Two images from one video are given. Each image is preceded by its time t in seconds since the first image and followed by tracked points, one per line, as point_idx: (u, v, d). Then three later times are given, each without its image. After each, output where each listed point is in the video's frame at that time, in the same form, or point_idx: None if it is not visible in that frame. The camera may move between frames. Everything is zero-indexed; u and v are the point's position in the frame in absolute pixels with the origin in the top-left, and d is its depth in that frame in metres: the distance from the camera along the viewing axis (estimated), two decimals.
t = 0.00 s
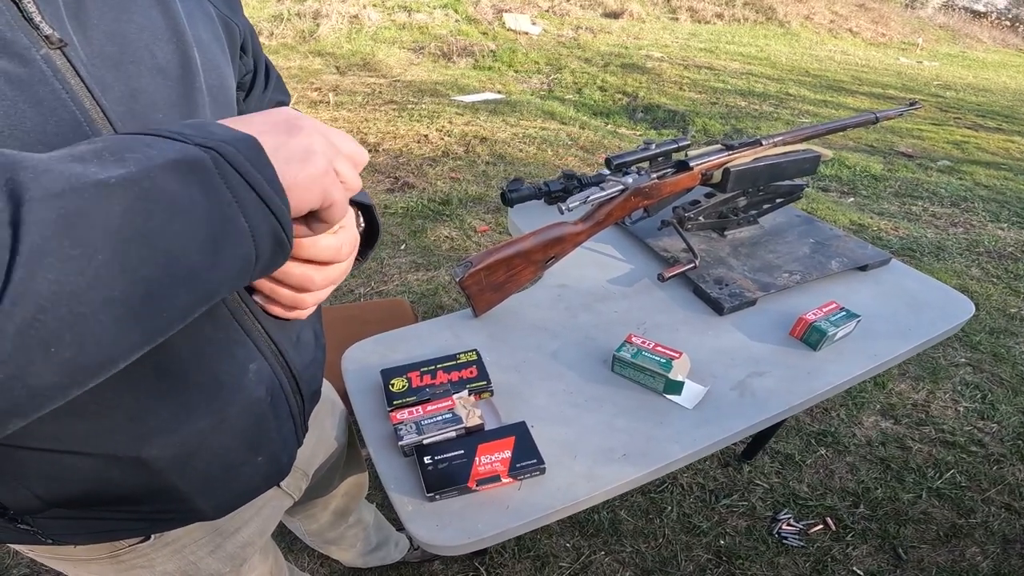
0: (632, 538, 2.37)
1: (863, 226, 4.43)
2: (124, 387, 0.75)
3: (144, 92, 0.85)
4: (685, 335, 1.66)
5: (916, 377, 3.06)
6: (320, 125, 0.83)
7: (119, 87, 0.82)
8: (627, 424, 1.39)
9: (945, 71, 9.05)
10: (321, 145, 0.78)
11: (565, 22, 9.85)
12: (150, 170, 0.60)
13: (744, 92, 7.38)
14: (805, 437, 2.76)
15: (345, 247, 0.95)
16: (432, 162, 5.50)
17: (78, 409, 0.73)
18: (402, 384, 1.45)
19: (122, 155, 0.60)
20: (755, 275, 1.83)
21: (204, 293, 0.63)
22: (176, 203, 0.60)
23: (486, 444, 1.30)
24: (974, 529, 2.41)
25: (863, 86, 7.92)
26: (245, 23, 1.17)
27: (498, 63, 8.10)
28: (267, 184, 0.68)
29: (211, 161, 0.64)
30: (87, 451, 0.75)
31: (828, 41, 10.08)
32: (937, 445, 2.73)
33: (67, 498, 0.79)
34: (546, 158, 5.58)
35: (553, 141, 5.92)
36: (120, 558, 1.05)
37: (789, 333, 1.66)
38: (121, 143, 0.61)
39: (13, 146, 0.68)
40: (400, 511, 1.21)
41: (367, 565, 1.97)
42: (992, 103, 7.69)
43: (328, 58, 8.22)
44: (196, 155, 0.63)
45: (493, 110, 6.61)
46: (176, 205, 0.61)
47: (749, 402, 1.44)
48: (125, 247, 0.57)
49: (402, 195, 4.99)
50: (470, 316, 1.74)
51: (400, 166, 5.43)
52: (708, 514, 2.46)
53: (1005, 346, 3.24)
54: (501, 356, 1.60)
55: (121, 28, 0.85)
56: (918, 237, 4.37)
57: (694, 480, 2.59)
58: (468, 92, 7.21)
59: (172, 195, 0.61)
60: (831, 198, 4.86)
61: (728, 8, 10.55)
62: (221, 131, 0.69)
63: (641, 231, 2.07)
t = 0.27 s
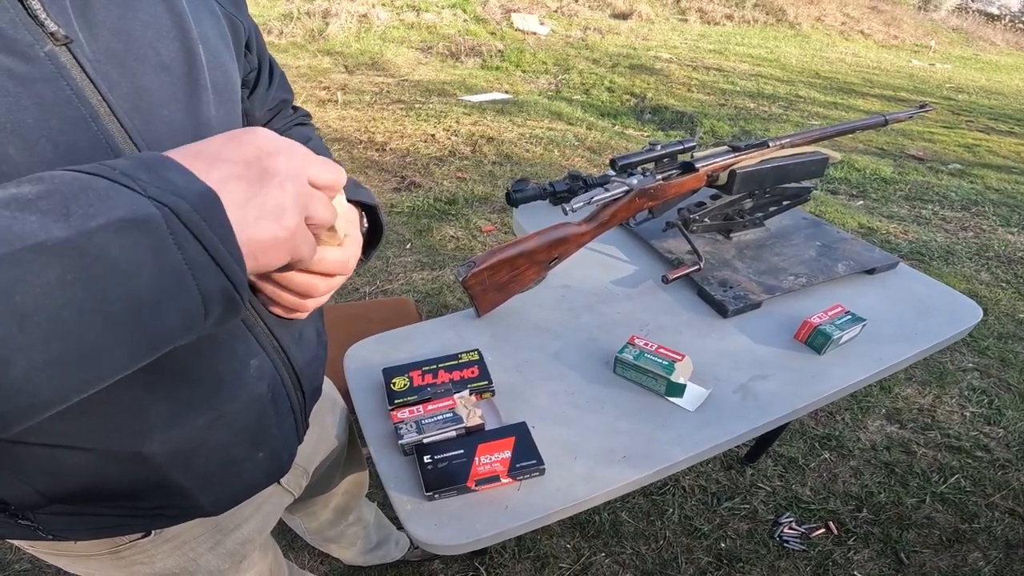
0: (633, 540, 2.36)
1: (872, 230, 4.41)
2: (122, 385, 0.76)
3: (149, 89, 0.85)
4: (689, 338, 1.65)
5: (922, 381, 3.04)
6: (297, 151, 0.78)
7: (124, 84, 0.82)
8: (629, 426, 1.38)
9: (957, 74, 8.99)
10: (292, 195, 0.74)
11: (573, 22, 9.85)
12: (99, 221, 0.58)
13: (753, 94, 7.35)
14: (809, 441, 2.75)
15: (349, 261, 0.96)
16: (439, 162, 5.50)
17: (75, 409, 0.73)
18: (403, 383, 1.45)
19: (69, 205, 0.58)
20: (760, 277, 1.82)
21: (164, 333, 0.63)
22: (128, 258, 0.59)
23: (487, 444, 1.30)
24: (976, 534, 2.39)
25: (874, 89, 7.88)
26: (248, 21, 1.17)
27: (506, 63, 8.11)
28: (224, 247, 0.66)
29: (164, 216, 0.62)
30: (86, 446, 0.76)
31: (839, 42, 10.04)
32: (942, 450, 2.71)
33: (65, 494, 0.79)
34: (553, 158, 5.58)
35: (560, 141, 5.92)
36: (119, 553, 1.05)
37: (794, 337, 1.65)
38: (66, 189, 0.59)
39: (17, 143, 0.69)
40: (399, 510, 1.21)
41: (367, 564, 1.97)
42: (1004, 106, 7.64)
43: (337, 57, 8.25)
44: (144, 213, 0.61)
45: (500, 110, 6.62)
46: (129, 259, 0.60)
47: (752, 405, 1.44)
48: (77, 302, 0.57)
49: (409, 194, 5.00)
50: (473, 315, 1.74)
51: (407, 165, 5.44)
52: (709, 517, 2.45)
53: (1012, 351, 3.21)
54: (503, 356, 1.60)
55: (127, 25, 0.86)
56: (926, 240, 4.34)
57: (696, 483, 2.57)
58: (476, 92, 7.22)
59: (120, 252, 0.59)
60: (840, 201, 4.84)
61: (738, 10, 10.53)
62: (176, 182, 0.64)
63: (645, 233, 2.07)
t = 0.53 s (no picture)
0: (628, 543, 2.36)
1: (882, 236, 4.37)
2: (100, 370, 0.77)
3: (137, 84, 0.86)
4: (687, 341, 1.64)
5: (928, 390, 3.00)
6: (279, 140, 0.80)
7: (111, 79, 0.83)
8: (622, 429, 1.38)
9: (975, 80, 8.88)
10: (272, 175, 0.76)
11: (586, 24, 9.83)
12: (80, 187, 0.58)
13: (766, 98, 7.31)
14: (810, 447, 2.72)
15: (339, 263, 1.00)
16: (448, 162, 5.51)
17: (49, 393, 0.74)
18: (397, 380, 1.45)
19: (52, 173, 0.58)
20: (761, 282, 1.81)
21: (144, 301, 0.63)
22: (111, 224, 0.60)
23: (478, 444, 1.30)
24: (975, 543, 2.37)
25: (888, 94, 7.81)
26: (246, 16, 1.17)
27: (517, 64, 8.10)
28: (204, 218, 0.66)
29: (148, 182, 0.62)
30: (63, 436, 0.77)
31: (856, 47, 9.95)
32: (945, 459, 2.68)
33: (44, 482, 0.80)
34: (562, 160, 5.57)
35: (570, 142, 5.91)
36: (101, 545, 1.07)
37: (794, 342, 1.64)
38: (53, 159, 0.59)
39: None
40: (388, 507, 1.21)
41: (361, 561, 1.98)
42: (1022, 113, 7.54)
43: (349, 55, 8.28)
44: (125, 182, 0.61)
45: (510, 111, 6.62)
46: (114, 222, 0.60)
47: (748, 410, 1.43)
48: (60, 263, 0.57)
49: (416, 193, 5.01)
50: (472, 314, 1.74)
51: (416, 165, 5.45)
52: (706, 522, 2.44)
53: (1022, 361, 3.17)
54: (500, 356, 1.59)
55: (117, 21, 0.87)
56: (938, 248, 4.29)
57: (694, 487, 2.56)
58: (487, 92, 7.22)
59: (103, 219, 0.59)
60: (851, 207, 4.80)
61: (753, 13, 10.47)
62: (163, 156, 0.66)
63: (647, 235, 2.05)
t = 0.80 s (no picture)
0: (620, 546, 2.34)
1: (888, 242, 4.34)
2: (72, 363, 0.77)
3: (113, 78, 0.86)
4: (681, 344, 1.62)
5: (928, 398, 2.97)
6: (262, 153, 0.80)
7: (87, 73, 0.83)
8: (610, 431, 1.37)
9: (988, 86, 8.81)
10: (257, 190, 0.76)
11: (595, 25, 9.81)
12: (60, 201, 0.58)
13: (775, 101, 7.27)
14: (806, 453, 2.70)
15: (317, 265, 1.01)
16: (453, 160, 5.50)
17: (23, 385, 0.74)
18: (386, 376, 1.44)
19: (31, 184, 0.57)
20: (758, 285, 1.79)
21: (116, 313, 0.62)
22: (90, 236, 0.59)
23: (462, 442, 1.29)
24: (968, 551, 2.35)
25: (898, 99, 7.75)
26: (233, 9, 1.16)
27: (525, 64, 8.09)
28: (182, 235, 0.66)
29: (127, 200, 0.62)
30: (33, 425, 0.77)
31: (868, 51, 9.89)
32: (943, 466, 2.66)
33: (12, 471, 0.81)
34: (567, 160, 5.56)
35: (575, 143, 5.90)
36: (74, 535, 1.07)
37: (788, 347, 1.62)
38: (33, 172, 0.58)
39: None
40: (370, 504, 1.21)
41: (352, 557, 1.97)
42: None
43: (358, 53, 8.29)
44: (106, 197, 0.60)
45: (517, 110, 6.61)
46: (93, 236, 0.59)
47: (739, 414, 1.41)
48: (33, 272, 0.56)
49: (420, 191, 5.01)
50: (464, 312, 1.72)
51: (420, 162, 5.45)
52: (699, 526, 2.42)
53: None
54: (490, 356, 1.57)
55: (96, 14, 0.87)
56: (944, 255, 4.25)
57: (689, 491, 2.54)
58: (494, 92, 7.22)
59: (79, 232, 0.58)
60: (858, 212, 4.76)
61: (764, 16, 10.41)
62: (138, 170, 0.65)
63: (644, 235, 2.03)
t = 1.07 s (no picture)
0: (621, 553, 2.30)
1: (902, 249, 4.27)
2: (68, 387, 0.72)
3: (102, 82, 0.83)
4: (691, 357, 1.57)
5: (939, 408, 2.91)
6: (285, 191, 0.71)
7: (73, 77, 0.81)
8: (617, 447, 1.32)
9: (1007, 90, 8.68)
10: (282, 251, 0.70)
11: (607, 23, 9.74)
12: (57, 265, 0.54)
13: (789, 102, 7.18)
14: (813, 462, 2.65)
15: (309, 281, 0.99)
16: (462, 158, 5.46)
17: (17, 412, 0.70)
18: (388, 387, 1.40)
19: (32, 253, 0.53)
20: (772, 298, 1.73)
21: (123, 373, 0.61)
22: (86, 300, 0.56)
23: (465, 456, 1.25)
24: (972, 563, 2.29)
25: (914, 102, 7.64)
26: (231, 8, 1.12)
27: (536, 61, 8.04)
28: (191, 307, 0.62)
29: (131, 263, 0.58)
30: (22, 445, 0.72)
31: (885, 53, 9.76)
32: (950, 477, 2.60)
33: None
34: (577, 160, 5.50)
35: (585, 142, 5.84)
36: (72, 544, 1.04)
37: (802, 362, 1.57)
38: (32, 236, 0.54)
39: None
40: (369, 518, 1.17)
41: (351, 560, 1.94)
42: None
43: (369, 48, 8.26)
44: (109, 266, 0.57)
45: (526, 108, 6.56)
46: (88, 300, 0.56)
47: (749, 431, 1.37)
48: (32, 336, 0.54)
49: (428, 188, 4.97)
50: (469, 320, 1.68)
51: (429, 160, 5.41)
52: (702, 535, 2.38)
53: None
54: (494, 366, 1.53)
55: (82, 14, 0.84)
56: (959, 263, 4.17)
57: (692, 498, 2.49)
58: (504, 89, 7.17)
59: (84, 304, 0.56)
60: (872, 217, 4.68)
61: (779, 17, 10.30)
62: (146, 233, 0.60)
63: (655, 244, 1.98)
